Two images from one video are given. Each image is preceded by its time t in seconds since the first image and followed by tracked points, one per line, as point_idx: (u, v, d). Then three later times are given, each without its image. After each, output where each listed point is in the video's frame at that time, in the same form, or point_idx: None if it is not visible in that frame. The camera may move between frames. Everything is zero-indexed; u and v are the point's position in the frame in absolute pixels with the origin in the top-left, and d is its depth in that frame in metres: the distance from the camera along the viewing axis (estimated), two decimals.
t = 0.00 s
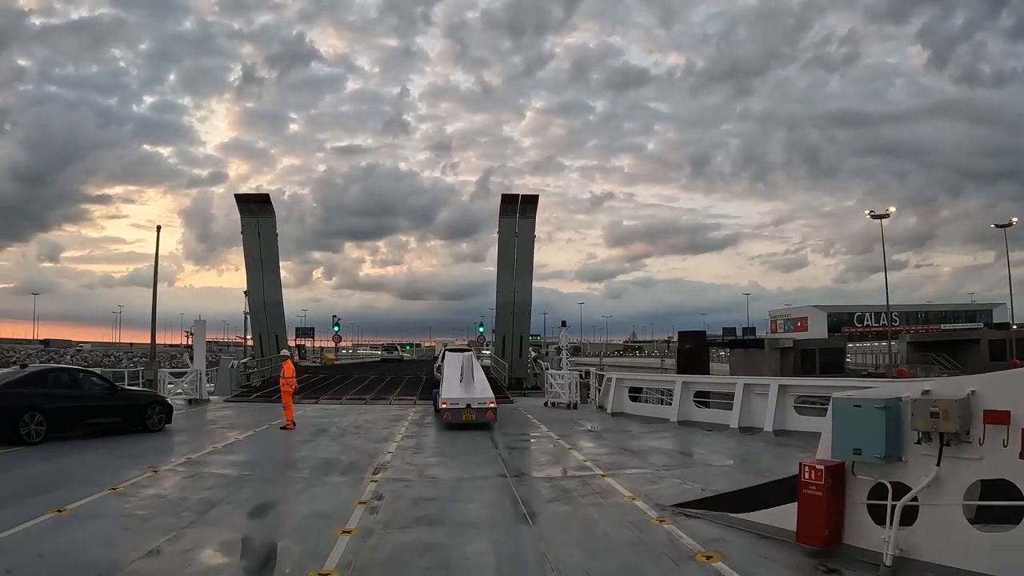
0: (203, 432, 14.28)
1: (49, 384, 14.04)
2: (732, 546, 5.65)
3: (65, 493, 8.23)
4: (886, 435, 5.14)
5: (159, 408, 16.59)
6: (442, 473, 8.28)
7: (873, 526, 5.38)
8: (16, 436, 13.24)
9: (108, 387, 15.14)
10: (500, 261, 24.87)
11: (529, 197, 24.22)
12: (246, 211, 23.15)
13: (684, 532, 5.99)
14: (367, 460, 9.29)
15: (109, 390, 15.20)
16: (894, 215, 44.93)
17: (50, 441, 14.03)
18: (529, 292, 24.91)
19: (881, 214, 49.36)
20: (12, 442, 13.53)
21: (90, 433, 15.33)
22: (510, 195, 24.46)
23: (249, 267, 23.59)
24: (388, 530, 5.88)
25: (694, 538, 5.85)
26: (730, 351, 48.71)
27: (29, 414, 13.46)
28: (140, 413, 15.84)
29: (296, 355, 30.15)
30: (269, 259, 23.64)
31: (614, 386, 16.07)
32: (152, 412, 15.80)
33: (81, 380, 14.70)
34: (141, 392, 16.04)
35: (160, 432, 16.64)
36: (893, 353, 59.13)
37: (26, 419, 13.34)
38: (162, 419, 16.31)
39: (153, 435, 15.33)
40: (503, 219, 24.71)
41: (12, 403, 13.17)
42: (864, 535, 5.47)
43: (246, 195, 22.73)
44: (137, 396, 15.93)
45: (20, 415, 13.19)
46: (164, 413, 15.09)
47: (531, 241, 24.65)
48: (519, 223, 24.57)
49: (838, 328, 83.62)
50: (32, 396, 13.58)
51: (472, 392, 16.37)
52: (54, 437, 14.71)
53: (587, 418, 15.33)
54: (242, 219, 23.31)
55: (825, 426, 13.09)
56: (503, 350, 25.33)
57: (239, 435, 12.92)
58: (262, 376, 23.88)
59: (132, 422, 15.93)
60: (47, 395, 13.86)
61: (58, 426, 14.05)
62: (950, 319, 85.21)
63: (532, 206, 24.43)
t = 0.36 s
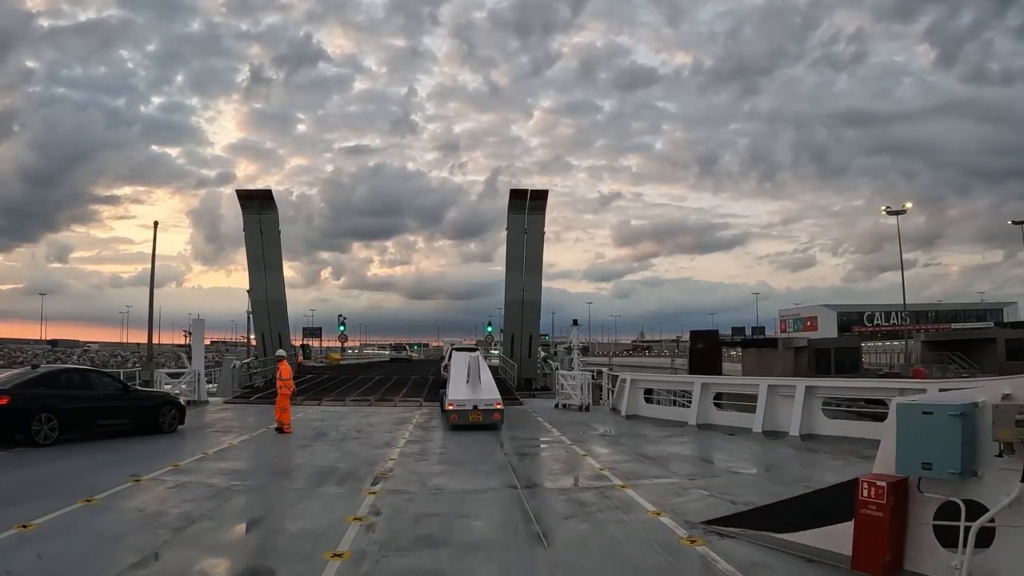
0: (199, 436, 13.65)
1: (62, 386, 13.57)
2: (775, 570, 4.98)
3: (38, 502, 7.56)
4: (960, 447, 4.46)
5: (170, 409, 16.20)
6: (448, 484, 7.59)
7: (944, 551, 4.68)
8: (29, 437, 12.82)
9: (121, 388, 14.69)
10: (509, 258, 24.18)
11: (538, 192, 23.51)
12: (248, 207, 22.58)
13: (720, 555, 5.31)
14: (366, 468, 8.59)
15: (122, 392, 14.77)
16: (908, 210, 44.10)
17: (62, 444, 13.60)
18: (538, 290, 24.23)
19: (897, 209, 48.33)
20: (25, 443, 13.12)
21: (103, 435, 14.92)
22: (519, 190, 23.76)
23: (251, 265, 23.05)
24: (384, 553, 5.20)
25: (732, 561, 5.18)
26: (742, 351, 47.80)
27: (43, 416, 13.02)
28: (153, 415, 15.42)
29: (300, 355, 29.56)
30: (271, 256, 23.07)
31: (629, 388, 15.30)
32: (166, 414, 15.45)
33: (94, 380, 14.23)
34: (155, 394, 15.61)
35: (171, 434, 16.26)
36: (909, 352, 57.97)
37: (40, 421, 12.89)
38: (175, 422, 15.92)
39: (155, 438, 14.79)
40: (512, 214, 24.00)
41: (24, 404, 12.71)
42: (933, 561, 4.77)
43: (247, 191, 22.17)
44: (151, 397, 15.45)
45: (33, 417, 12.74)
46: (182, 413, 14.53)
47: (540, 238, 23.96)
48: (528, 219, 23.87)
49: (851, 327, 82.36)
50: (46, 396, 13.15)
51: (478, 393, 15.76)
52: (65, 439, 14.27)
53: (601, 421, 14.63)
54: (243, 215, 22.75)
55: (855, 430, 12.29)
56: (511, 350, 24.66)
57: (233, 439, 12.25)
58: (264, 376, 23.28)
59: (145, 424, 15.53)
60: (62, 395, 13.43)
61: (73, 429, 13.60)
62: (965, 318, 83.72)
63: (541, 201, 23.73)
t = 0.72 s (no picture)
0: (196, 440, 13.00)
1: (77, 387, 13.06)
2: None
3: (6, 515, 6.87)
4: None
5: (185, 409, 15.71)
6: (456, 499, 6.83)
7: None
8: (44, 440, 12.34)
9: (136, 389, 14.17)
10: (520, 256, 23.44)
11: (551, 186, 22.72)
12: (251, 203, 21.98)
13: None
14: (368, 478, 7.84)
15: (138, 392, 14.27)
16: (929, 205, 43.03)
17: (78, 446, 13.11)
18: (551, 289, 23.49)
19: (917, 205, 47.13)
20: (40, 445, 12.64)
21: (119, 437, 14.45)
22: (531, 185, 22.99)
23: (255, 263, 22.48)
24: None
25: None
26: (758, 351, 46.73)
27: (58, 419, 12.53)
28: (169, 416, 14.92)
29: (306, 355, 28.94)
30: (276, 253, 22.48)
31: (647, 390, 14.52)
32: (182, 415, 14.97)
33: (109, 381, 13.72)
34: (172, 394, 15.08)
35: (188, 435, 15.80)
36: (928, 352, 56.59)
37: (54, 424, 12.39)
38: (192, 423, 15.43)
39: (158, 441, 14.22)
40: (523, 211, 23.24)
41: (37, 406, 12.21)
42: None
43: (250, 185, 21.55)
44: (167, 398, 14.98)
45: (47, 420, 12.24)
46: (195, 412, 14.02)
47: (552, 235, 23.20)
48: (540, 215, 23.11)
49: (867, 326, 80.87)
50: (61, 397, 12.64)
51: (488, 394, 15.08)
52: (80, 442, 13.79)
53: (618, 426, 13.85)
54: (247, 212, 22.16)
55: (892, 435, 11.72)
56: (523, 350, 23.93)
57: (229, 444, 11.59)
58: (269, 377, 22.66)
59: (161, 425, 15.05)
60: (77, 396, 12.93)
61: (88, 431, 13.11)
62: (984, 317, 81.98)
63: (553, 197, 22.97)
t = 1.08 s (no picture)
0: (197, 445, 12.38)
1: (97, 388, 12.68)
2: None
3: None
4: None
5: (204, 411, 15.31)
6: (469, 516, 6.07)
7: None
8: (65, 443, 11.96)
9: (156, 391, 13.78)
10: (536, 251, 22.66)
11: (568, 179, 21.90)
12: (258, 199, 21.42)
13: None
14: (371, 491, 7.08)
15: (159, 394, 13.89)
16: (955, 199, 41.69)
17: (99, 449, 12.73)
18: (567, 286, 22.68)
19: (944, 199, 45.97)
20: (61, 449, 12.25)
21: (141, 438, 14.07)
22: (547, 178, 22.18)
23: (264, 261, 21.96)
24: None
25: None
26: (779, 350, 45.50)
27: (79, 421, 12.16)
28: (190, 418, 14.45)
29: (317, 355, 28.36)
30: (285, 251, 21.95)
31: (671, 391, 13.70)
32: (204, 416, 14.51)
33: (130, 382, 13.35)
34: (192, 395, 14.67)
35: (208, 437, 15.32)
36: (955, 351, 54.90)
37: (75, 426, 12.01)
38: (214, 424, 14.97)
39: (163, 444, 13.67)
40: (539, 205, 22.46)
41: (58, 409, 11.83)
42: None
43: (257, 180, 21.00)
44: (188, 399, 14.52)
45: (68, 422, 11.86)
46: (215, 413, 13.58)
47: (569, 230, 22.40)
48: (556, 210, 22.30)
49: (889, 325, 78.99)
50: (82, 398, 12.27)
51: (504, 395, 14.51)
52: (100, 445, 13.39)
53: (643, 430, 13.02)
54: (255, 208, 21.63)
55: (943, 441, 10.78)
56: (539, 349, 23.16)
57: (229, 450, 10.95)
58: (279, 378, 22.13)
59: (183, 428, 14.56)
60: (99, 398, 12.56)
61: (109, 433, 12.72)
62: (1012, 314, 79.70)
63: (570, 191, 22.15)
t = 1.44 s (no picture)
0: (201, 449, 11.89)
1: (118, 389, 12.30)
2: None
3: None
4: None
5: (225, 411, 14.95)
6: (484, 535, 5.45)
7: None
8: (87, 446, 11.60)
9: (177, 391, 13.39)
10: (553, 248, 21.99)
11: (586, 173, 21.20)
12: (268, 195, 21.15)
13: None
14: (376, 505, 6.47)
15: (180, 394, 13.51)
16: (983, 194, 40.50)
17: (121, 451, 12.37)
18: (586, 283, 21.99)
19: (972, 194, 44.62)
20: (83, 451, 11.89)
21: (161, 440, 13.70)
22: (564, 173, 21.49)
23: (274, 258, 21.69)
24: None
25: None
26: (801, 349, 44.36)
27: (101, 422, 11.78)
28: (211, 419, 14.06)
29: (329, 355, 27.93)
30: (295, 249, 21.66)
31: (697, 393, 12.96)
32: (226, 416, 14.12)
33: (151, 382, 12.98)
34: (213, 395, 14.30)
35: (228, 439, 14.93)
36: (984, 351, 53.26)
37: (97, 428, 11.63)
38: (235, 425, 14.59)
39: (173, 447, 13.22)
40: (556, 200, 21.76)
41: (79, 410, 11.46)
42: None
43: (266, 176, 20.73)
44: (209, 400, 14.14)
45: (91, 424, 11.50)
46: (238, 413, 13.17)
47: (588, 226, 21.72)
48: (574, 205, 21.62)
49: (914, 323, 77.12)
50: (103, 399, 11.90)
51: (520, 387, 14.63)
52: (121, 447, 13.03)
53: (667, 434, 12.31)
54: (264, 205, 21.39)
55: (995, 447, 9.95)
56: (556, 349, 22.51)
57: (230, 456, 10.42)
58: (291, 378, 21.78)
59: (204, 429, 14.18)
60: (121, 398, 12.20)
61: (131, 434, 12.34)
62: None
63: (589, 185, 21.43)
